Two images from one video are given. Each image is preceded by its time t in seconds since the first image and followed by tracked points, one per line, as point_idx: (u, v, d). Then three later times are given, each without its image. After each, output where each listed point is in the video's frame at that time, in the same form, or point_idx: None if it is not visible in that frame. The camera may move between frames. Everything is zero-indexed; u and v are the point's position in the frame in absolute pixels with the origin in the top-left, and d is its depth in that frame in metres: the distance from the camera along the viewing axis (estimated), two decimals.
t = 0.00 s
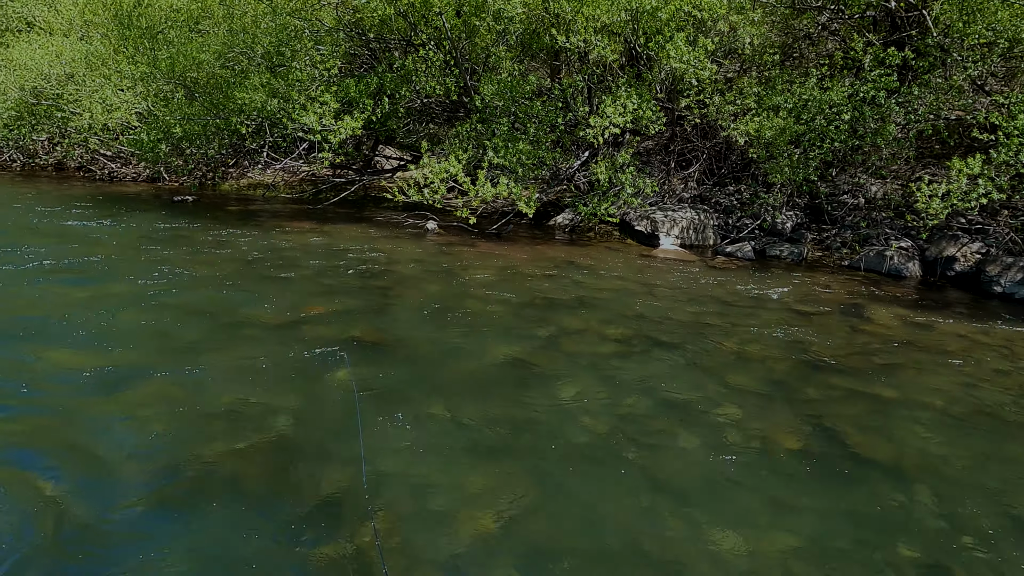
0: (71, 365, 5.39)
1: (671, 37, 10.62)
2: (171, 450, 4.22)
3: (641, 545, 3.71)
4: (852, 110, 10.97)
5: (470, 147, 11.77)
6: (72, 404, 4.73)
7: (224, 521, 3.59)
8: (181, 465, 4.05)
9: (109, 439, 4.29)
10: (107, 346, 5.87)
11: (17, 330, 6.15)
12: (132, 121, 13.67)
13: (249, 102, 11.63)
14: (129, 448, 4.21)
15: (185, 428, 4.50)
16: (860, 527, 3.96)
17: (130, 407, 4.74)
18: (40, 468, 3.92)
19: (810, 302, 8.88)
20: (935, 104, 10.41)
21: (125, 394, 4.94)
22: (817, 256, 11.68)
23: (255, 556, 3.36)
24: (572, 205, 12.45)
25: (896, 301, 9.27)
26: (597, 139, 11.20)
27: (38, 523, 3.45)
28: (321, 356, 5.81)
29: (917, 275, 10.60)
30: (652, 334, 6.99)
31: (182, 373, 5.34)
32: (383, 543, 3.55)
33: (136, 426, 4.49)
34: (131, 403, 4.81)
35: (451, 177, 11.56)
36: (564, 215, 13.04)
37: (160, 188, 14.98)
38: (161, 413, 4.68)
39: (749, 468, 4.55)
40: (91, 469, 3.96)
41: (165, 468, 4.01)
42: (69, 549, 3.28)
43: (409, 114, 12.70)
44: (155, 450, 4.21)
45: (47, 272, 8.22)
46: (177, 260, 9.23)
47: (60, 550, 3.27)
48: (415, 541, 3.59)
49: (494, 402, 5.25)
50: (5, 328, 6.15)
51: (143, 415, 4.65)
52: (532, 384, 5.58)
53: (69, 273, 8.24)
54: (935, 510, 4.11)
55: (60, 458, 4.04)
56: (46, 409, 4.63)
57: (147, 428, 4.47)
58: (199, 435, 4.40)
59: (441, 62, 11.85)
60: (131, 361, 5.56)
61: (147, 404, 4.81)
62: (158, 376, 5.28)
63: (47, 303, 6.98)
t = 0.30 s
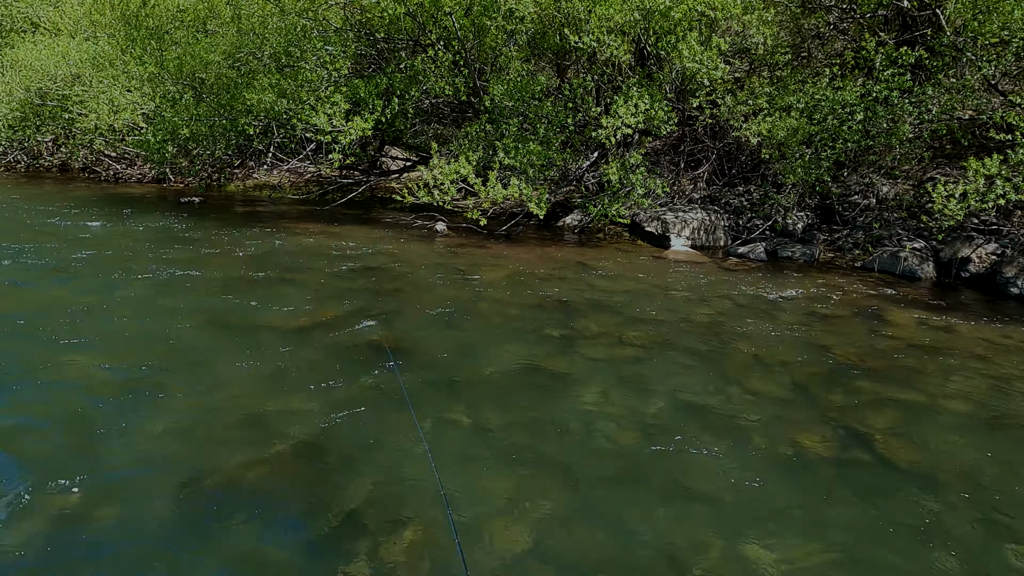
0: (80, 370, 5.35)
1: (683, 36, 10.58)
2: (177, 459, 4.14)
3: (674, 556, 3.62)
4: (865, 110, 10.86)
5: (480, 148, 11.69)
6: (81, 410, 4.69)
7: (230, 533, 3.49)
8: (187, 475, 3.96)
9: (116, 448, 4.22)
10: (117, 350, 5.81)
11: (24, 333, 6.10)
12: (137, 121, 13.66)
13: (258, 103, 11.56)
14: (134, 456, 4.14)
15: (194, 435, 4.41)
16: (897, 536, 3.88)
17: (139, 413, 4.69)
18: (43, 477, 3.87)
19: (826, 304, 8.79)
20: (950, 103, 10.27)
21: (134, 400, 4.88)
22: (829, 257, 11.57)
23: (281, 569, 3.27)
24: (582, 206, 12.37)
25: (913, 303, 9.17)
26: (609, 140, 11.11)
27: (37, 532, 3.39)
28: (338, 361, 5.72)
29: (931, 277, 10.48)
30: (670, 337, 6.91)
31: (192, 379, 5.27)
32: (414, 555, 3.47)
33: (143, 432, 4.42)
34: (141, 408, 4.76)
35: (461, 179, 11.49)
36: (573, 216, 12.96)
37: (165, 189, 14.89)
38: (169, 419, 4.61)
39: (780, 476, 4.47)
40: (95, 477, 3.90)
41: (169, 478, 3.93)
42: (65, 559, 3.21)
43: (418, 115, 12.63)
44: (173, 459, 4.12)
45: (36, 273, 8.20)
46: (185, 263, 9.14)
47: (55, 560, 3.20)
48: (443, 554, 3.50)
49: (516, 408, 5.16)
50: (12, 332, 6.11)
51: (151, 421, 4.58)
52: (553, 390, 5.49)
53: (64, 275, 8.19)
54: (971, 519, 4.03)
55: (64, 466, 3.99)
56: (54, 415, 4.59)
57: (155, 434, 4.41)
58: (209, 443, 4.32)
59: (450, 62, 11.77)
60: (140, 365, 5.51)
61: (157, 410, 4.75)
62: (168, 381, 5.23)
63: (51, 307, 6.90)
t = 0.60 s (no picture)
0: (85, 370, 5.35)
1: (696, 35, 10.55)
2: (178, 464, 4.10)
3: (712, 567, 3.55)
4: (877, 109, 10.76)
5: (491, 148, 11.61)
6: (85, 411, 4.69)
7: (229, 544, 3.44)
8: (187, 482, 3.93)
9: (118, 451, 4.21)
10: (121, 351, 5.79)
11: (28, 334, 6.08)
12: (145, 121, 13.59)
13: (269, 103, 11.51)
14: (135, 461, 4.11)
15: (196, 439, 4.37)
16: (936, 545, 3.80)
17: (149, 416, 4.66)
18: (42, 480, 3.87)
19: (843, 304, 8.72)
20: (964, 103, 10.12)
21: (143, 402, 4.86)
22: (842, 257, 11.49)
23: None
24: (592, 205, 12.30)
25: (930, 304, 9.08)
26: (622, 139, 11.03)
27: (30, 539, 3.37)
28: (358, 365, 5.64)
29: (946, 277, 10.39)
30: (690, 339, 6.83)
31: (198, 381, 5.24)
32: (449, 567, 3.40)
33: (151, 436, 4.39)
34: (149, 411, 4.73)
35: (471, 178, 11.42)
36: (583, 216, 12.90)
37: (172, 189, 14.83)
38: (173, 423, 4.59)
39: (813, 482, 4.39)
40: (95, 481, 3.89)
41: (169, 484, 3.89)
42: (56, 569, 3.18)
43: (427, 114, 12.58)
44: (196, 469, 4.05)
45: (19, 274, 8.15)
46: (195, 264, 9.08)
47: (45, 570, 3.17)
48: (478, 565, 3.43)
49: (541, 413, 5.08)
50: (16, 333, 6.10)
51: (155, 424, 4.56)
52: (577, 393, 5.42)
53: (59, 276, 8.13)
54: (1011, 528, 3.96)
55: (64, 469, 3.98)
56: (58, 416, 4.60)
57: (157, 438, 4.38)
58: (212, 448, 4.28)
59: (461, 61, 11.71)
60: (145, 367, 5.49)
61: (162, 412, 4.73)
62: (174, 382, 5.20)
63: (53, 309, 6.83)
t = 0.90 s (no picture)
0: (83, 370, 5.37)
1: (703, 37, 10.56)
2: (169, 467, 4.09)
3: (741, 569, 3.55)
4: (885, 111, 10.69)
5: (498, 150, 11.59)
6: (104, 415, 4.67)
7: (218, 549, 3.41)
8: (175, 485, 3.91)
9: (121, 452, 4.22)
10: (122, 352, 5.80)
11: (31, 335, 6.08)
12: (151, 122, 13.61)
13: (277, 105, 11.50)
14: (126, 463, 4.12)
15: (189, 442, 4.36)
16: (961, 547, 3.80)
17: (169, 419, 4.65)
18: (44, 481, 3.89)
19: (854, 306, 8.71)
20: (972, 103, 10.06)
21: (163, 406, 4.84)
22: (849, 258, 11.48)
23: None
24: (598, 207, 12.29)
25: (940, 304, 9.09)
26: (630, 141, 11.01)
27: (13, 540, 3.39)
28: (375, 367, 5.63)
29: (954, 277, 10.39)
30: (704, 341, 6.82)
31: (196, 383, 5.23)
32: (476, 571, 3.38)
33: (172, 441, 4.38)
34: (170, 414, 4.72)
35: (478, 179, 11.40)
36: (588, 217, 12.89)
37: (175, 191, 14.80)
38: (168, 425, 4.58)
39: (835, 483, 4.40)
40: (84, 482, 3.90)
41: (158, 487, 3.88)
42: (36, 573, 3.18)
43: (434, 115, 12.57)
44: (221, 474, 4.04)
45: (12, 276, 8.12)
46: (202, 266, 9.05)
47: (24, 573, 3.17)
48: (508, 568, 3.42)
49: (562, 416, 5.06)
50: (17, 332, 6.12)
51: (149, 426, 4.55)
52: (596, 396, 5.41)
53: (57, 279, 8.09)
54: None
55: (55, 470, 4.00)
56: (54, 416, 4.62)
57: (150, 440, 4.38)
58: (205, 451, 4.27)
59: (467, 63, 11.71)
60: (143, 367, 5.49)
61: (157, 414, 4.72)
62: (171, 384, 5.19)
63: (54, 312, 6.80)
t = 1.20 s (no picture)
0: (90, 371, 5.41)
1: (709, 40, 10.62)
2: (180, 472, 4.10)
3: (764, 571, 3.58)
4: (889, 113, 10.70)
5: (504, 152, 11.58)
6: (123, 419, 4.67)
7: (205, 551, 3.43)
8: (164, 487, 3.93)
9: (144, 458, 4.22)
10: (122, 352, 5.85)
11: (32, 336, 6.14)
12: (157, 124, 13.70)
13: (284, 107, 11.52)
14: (137, 467, 4.13)
15: (184, 443, 4.40)
16: (981, 547, 3.83)
17: (189, 424, 4.65)
18: (68, 486, 3.89)
19: (860, 307, 8.75)
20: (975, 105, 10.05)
21: (182, 410, 4.85)
22: (853, 259, 11.53)
23: None
24: (603, 209, 12.33)
25: (945, 306, 9.14)
26: (637, 143, 11.05)
27: (40, 546, 3.39)
28: (391, 370, 5.65)
29: (958, 279, 10.44)
30: (715, 343, 6.86)
31: (202, 384, 5.26)
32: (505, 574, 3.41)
33: (194, 445, 4.38)
34: (189, 418, 4.73)
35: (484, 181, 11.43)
36: (593, 219, 12.92)
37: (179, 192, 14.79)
38: (172, 426, 4.60)
39: (852, 485, 4.43)
40: (108, 487, 3.90)
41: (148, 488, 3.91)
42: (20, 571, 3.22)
43: (440, 117, 12.61)
44: (245, 479, 4.04)
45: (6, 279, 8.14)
46: (209, 268, 9.04)
47: (8, 570, 3.22)
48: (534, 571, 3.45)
49: (579, 419, 5.09)
50: (31, 336, 6.13)
51: (144, 427, 4.59)
52: (612, 398, 5.44)
53: (52, 280, 8.10)
54: None
55: (58, 470, 4.03)
56: (52, 413, 4.68)
57: (145, 440, 4.42)
58: (217, 455, 4.28)
59: (473, 66, 11.77)
60: (141, 368, 5.54)
61: (154, 414, 4.75)
62: (167, 385, 5.23)
63: (58, 314, 6.82)
